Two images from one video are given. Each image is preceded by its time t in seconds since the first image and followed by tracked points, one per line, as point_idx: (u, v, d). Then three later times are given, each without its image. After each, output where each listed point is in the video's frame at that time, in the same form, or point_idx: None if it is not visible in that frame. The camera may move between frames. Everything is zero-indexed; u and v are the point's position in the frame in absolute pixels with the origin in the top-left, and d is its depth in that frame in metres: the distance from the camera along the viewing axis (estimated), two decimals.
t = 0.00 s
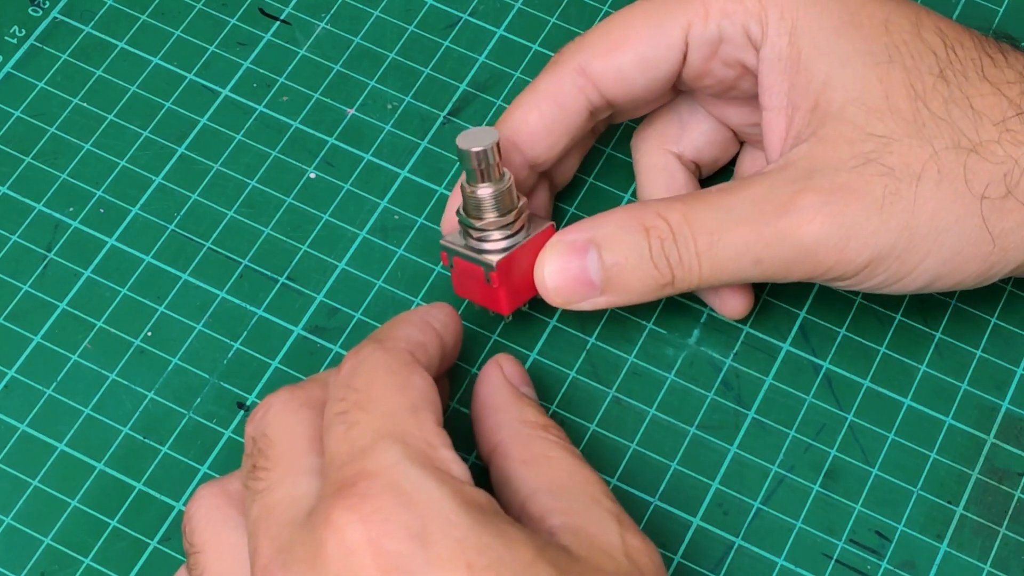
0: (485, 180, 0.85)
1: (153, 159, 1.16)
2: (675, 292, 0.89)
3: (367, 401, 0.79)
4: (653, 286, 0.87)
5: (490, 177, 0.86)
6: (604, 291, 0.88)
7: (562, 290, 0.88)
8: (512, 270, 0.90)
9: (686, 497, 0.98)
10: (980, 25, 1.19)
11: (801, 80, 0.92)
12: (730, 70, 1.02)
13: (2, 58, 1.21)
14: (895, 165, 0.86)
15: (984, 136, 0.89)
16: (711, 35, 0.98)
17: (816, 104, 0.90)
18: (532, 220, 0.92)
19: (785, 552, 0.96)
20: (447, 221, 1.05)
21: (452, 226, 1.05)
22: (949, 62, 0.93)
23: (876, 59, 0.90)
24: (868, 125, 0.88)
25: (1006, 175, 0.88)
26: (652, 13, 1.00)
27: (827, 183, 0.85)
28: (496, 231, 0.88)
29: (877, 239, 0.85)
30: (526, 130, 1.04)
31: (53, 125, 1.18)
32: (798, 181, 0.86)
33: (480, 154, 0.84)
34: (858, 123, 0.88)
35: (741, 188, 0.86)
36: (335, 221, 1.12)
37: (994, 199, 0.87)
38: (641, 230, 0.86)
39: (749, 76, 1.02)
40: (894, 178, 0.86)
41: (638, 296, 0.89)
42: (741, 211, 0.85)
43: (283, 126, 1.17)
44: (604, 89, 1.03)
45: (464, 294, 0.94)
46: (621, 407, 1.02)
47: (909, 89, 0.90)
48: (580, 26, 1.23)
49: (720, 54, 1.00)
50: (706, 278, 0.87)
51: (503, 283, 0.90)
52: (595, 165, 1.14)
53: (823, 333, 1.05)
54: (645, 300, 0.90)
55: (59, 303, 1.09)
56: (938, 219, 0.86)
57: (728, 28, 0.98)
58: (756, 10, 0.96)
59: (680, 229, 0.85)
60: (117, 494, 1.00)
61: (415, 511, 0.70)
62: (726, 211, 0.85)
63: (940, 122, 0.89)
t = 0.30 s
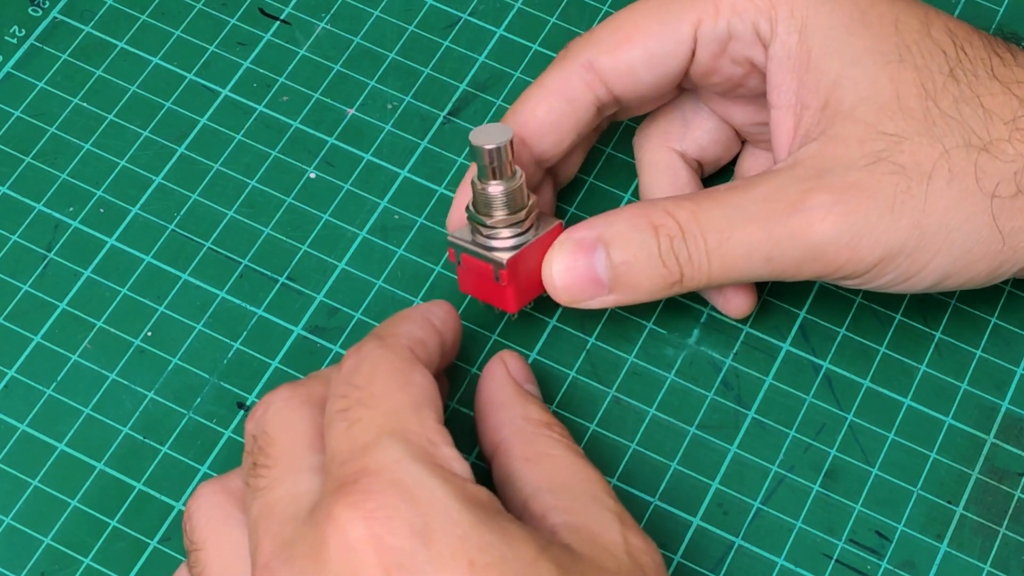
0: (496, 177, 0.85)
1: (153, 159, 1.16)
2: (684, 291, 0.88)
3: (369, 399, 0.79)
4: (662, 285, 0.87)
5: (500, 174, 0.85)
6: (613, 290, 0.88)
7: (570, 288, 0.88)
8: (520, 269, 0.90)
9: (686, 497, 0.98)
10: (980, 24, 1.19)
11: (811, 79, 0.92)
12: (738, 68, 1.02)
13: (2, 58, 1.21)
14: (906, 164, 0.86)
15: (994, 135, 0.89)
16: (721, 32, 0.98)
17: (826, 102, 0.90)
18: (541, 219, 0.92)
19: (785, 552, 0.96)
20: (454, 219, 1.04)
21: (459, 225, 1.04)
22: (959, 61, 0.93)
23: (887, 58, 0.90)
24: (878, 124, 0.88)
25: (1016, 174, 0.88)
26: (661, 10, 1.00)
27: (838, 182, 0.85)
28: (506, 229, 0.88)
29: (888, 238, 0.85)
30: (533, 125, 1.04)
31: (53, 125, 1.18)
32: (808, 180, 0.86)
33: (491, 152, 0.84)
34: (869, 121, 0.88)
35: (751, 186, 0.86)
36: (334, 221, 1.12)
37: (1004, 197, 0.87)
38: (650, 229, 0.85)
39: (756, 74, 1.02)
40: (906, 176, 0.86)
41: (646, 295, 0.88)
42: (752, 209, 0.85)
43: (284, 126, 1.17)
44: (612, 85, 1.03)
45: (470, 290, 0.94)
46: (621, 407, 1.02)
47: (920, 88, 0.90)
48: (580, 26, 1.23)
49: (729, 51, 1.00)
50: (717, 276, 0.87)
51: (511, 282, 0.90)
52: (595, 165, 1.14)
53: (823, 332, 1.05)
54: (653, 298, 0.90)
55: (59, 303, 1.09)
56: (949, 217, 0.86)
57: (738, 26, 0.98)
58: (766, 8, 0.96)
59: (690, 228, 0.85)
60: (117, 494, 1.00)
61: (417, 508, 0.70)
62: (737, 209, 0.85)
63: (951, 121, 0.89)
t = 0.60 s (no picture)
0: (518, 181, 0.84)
1: (154, 159, 1.16)
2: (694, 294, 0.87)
3: (353, 393, 0.76)
4: (676, 287, 0.86)
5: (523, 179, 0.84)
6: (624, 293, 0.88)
7: (574, 290, 0.88)
8: (534, 272, 0.90)
9: (686, 498, 0.98)
10: (981, 24, 1.19)
11: (821, 78, 0.92)
12: (743, 66, 1.02)
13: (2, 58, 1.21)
14: (923, 163, 0.86)
15: (1011, 134, 0.89)
16: (725, 29, 0.99)
17: (839, 102, 0.90)
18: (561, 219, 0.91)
19: (785, 552, 0.96)
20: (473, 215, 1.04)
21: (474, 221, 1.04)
22: (970, 63, 0.94)
23: (899, 59, 0.91)
24: (894, 124, 0.87)
25: None
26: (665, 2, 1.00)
27: (855, 182, 0.85)
28: (523, 230, 0.88)
29: (906, 238, 0.84)
30: (538, 112, 1.03)
31: (53, 125, 1.18)
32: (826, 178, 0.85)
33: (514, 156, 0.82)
34: (884, 121, 0.88)
35: (765, 187, 0.86)
36: (334, 221, 1.12)
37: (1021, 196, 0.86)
38: (662, 231, 0.85)
39: (761, 74, 1.02)
40: (924, 175, 0.85)
41: (656, 297, 0.88)
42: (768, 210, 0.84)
43: (284, 126, 1.17)
44: (611, 69, 1.02)
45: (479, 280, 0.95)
46: (621, 407, 1.02)
47: (934, 89, 0.90)
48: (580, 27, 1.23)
49: (733, 48, 1.00)
50: (733, 279, 0.86)
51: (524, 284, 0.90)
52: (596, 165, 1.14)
53: (823, 333, 1.05)
54: (665, 300, 0.89)
55: (59, 303, 1.09)
56: (967, 216, 0.85)
57: (742, 23, 0.98)
58: (772, 7, 0.96)
59: (703, 230, 0.84)
60: (117, 494, 1.00)
61: (417, 517, 0.69)
62: (754, 209, 0.84)
63: (967, 121, 0.89)
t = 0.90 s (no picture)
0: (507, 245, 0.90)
1: (154, 159, 1.16)
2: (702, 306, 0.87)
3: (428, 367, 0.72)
4: (683, 297, 0.86)
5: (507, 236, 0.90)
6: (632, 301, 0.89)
7: (585, 291, 0.90)
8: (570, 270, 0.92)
9: (686, 498, 0.98)
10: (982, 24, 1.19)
11: (825, 80, 0.92)
12: (748, 61, 1.02)
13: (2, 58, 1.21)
14: (932, 167, 0.87)
15: (1016, 139, 0.91)
16: (734, 25, 0.98)
17: (844, 107, 0.90)
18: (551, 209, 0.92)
19: (785, 552, 0.96)
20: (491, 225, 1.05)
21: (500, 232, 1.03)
22: (976, 65, 0.94)
23: (906, 63, 0.91)
24: (903, 130, 0.88)
25: None
26: None
27: (869, 191, 0.84)
28: (545, 237, 0.91)
29: (915, 243, 0.86)
30: (551, 108, 1.02)
31: (53, 125, 1.18)
32: (839, 184, 0.85)
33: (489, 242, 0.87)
34: (892, 127, 0.88)
35: (774, 193, 0.85)
36: (334, 221, 1.12)
37: None
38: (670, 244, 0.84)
39: (766, 69, 1.02)
40: (934, 181, 0.86)
41: (664, 305, 0.88)
42: (781, 218, 0.83)
43: (284, 126, 1.17)
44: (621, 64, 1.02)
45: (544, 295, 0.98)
46: (621, 407, 1.02)
47: (941, 92, 0.90)
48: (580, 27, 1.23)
49: (740, 45, 1.00)
50: (748, 295, 0.85)
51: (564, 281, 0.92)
52: (596, 163, 1.14)
53: (823, 333, 1.05)
54: (669, 309, 0.89)
55: (59, 303, 1.09)
56: (973, 220, 0.87)
57: (751, 19, 0.97)
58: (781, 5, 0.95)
59: (713, 240, 0.83)
60: (117, 494, 1.00)
61: (509, 505, 0.63)
62: (767, 219, 0.83)
63: (973, 125, 0.90)
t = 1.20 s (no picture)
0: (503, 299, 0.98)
1: (154, 159, 1.16)
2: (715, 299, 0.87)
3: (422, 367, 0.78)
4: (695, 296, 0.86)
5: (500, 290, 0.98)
6: (640, 294, 0.86)
7: (592, 287, 0.84)
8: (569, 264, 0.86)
9: (686, 498, 0.98)
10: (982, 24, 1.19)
11: (860, 66, 0.90)
12: (786, 41, 1.00)
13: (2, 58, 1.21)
14: (949, 173, 0.87)
15: None
16: (776, 5, 0.96)
17: (872, 100, 0.89)
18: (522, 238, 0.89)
19: (785, 552, 0.96)
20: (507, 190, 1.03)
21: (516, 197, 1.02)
22: (1005, 71, 0.94)
23: (938, 62, 0.90)
24: (926, 130, 0.87)
25: None
26: None
27: (888, 193, 0.84)
28: (521, 270, 0.91)
29: (923, 247, 0.87)
30: (585, 75, 1.01)
31: (53, 125, 1.18)
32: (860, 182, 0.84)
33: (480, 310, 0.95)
34: (917, 127, 0.87)
35: (795, 188, 0.84)
36: (334, 221, 1.12)
37: None
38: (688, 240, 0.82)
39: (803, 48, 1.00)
40: (949, 187, 0.87)
41: (674, 301, 0.87)
42: (802, 217, 0.83)
43: (284, 126, 1.17)
44: (661, 36, 1.00)
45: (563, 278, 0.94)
46: (621, 407, 1.02)
47: (968, 96, 0.90)
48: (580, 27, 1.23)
49: (780, 25, 0.98)
50: (762, 288, 0.85)
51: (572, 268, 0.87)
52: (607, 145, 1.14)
53: (823, 333, 1.05)
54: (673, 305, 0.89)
55: (59, 303, 1.09)
56: (981, 228, 0.89)
57: None
58: None
59: (732, 238, 0.82)
60: (117, 494, 1.00)
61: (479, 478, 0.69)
62: (788, 217, 0.83)
63: (996, 133, 0.90)
